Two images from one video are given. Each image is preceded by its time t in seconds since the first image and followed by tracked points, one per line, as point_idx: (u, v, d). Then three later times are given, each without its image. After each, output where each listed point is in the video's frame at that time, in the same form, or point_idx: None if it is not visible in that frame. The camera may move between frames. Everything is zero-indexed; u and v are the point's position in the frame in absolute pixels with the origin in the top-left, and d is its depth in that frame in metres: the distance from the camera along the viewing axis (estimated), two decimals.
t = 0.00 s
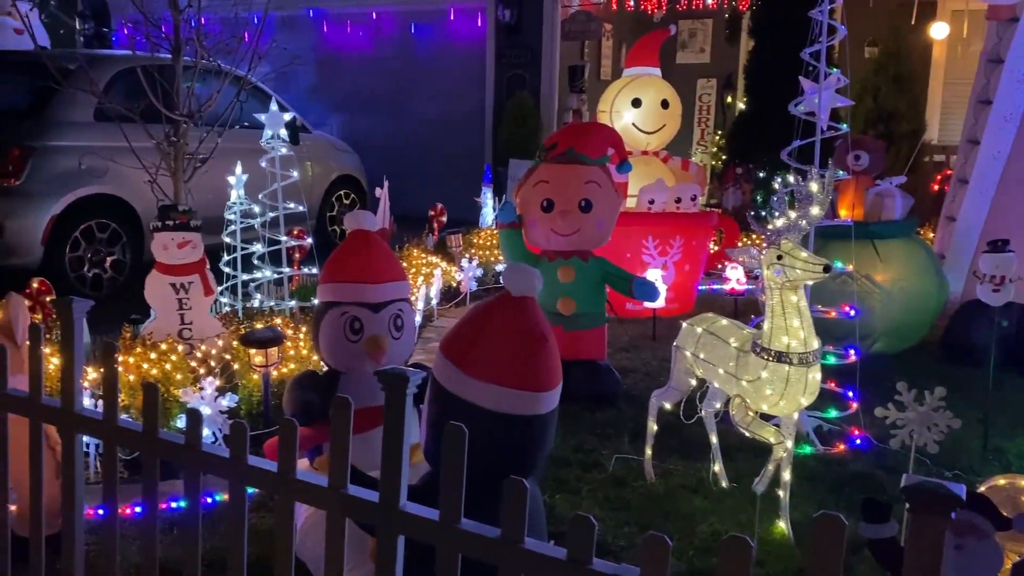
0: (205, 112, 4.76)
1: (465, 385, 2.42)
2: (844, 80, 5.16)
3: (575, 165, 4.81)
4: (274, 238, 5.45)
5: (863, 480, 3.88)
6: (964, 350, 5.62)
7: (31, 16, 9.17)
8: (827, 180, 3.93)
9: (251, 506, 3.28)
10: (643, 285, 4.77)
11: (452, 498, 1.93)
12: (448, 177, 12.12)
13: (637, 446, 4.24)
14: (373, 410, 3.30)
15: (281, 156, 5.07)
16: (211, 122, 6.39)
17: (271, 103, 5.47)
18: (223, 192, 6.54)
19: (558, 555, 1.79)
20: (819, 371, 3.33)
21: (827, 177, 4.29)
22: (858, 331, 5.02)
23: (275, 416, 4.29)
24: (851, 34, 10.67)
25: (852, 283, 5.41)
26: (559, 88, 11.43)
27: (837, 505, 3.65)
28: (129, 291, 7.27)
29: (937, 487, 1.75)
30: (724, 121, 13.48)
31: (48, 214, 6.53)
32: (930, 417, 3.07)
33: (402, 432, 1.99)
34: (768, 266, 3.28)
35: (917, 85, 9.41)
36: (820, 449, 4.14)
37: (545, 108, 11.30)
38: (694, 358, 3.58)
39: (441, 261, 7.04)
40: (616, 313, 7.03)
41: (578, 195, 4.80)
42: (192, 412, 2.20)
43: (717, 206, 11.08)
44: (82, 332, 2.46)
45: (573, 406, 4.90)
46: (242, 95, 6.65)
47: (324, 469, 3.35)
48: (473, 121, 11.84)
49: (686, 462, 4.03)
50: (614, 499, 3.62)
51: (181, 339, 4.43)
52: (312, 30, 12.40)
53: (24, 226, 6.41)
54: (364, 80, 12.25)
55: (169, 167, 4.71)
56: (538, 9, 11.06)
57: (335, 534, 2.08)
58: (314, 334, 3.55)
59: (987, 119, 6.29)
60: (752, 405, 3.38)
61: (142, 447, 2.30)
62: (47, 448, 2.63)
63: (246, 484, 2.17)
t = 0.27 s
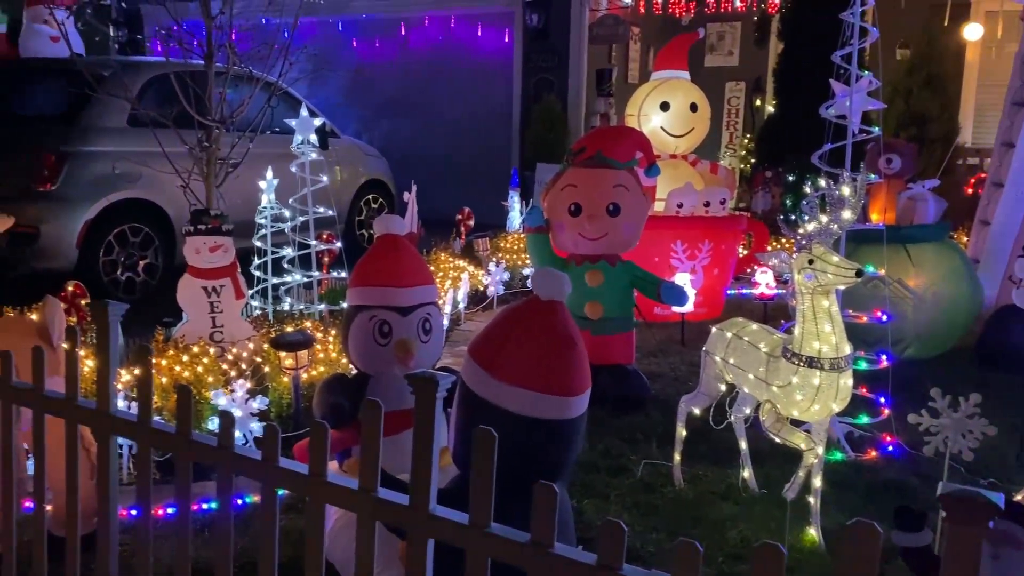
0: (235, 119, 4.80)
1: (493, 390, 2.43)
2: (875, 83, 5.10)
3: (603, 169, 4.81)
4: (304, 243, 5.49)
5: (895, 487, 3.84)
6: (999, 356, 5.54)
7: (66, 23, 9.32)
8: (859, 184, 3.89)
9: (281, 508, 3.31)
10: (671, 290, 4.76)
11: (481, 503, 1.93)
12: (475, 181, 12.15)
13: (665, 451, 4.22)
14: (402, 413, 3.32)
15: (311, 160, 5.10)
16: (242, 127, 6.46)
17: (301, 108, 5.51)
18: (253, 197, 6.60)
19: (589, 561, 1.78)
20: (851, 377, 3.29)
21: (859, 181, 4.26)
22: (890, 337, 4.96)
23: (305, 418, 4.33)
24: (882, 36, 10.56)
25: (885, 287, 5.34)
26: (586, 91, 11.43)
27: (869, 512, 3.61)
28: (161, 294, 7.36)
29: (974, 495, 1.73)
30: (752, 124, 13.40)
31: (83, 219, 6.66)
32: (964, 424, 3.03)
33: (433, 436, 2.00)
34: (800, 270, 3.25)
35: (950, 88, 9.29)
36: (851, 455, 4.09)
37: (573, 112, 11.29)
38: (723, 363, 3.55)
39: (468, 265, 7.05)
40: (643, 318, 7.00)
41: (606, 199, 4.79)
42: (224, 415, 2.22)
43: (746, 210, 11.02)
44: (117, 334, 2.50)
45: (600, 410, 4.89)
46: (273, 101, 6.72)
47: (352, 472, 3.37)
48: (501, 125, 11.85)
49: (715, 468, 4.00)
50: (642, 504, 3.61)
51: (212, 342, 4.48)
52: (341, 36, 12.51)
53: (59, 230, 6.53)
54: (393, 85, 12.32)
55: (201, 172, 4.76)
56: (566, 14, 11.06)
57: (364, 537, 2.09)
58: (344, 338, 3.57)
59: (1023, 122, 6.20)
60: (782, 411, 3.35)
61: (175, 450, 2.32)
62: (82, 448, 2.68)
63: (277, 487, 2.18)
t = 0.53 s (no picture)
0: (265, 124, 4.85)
1: (521, 394, 2.43)
2: (907, 86, 5.03)
3: (630, 173, 4.81)
4: (331, 247, 5.52)
5: (928, 496, 3.78)
6: None
7: (99, 31, 9.46)
8: (890, 189, 3.85)
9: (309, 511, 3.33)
10: (699, 295, 4.73)
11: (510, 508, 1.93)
12: (501, 185, 12.16)
13: (692, 457, 4.19)
14: (430, 417, 3.32)
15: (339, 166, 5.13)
16: (272, 133, 6.52)
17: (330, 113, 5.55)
18: (282, 202, 6.66)
19: (619, 566, 1.77)
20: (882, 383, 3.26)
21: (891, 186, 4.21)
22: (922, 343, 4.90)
23: (332, 422, 4.35)
24: (913, 38, 10.46)
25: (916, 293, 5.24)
26: (612, 95, 11.42)
27: (901, 521, 3.56)
28: (191, 298, 7.43)
29: (1013, 503, 1.70)
30: (780, 128, 13.32)
31: (115, 223, 6.74)
32: (999, 432, 2.99)
33: (462, 440, 2.00)
34: (829, 276, 3.22)
35: (982, 90, 9.18)
36: (882, 463, 4.04)
37: (599, 116, 11.28)
38: (752, 369, 3.53)
39: (493, 270, 7.06)
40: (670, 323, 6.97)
41: (633, 203, 4.78)
42: (255, 418, 2.24)
43: (773, 215, 10.95)
44: (150, 337, 2.53)
45: (627, 416, 4.87)
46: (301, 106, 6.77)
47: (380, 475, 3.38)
48: (527, 129, 11.85)
49: (743, 475, 3.97)
50: (669, 511, 3.59)
51: (241, 345, 4.52)
52: (368, 42, 12.60)
53: (91, 235, 6.63)
54: (419, 90, 12.38)
55: (232, 177, 4.81)
56: (592, 18, 11.05)
57: (394, 540, 2.09)
58: (371, 342, 3.59)
59: None
60: (812, 418, 3.32)
61: (208, 452, 2.34)
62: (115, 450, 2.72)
63: (307, 490, 2.19)
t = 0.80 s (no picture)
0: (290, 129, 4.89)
1: (544, 399, 2.43)
2: (933, 89, 4.99)
3: (653, 177, 4.80)
4: (354, 251, 5.54)
5: (955, 504, 3.74)
6: None
7: (125, 37, 9.56)
8: (916, 193, 3.81)
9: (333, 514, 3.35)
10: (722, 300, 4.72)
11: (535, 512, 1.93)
12: (523, 190, 12.17)
13: (716, 463, 4.17)
14: (454, 421, 3.33)
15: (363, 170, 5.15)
16: (296, 138, 6.57)
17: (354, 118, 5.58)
18: (306, 206, 6.70)
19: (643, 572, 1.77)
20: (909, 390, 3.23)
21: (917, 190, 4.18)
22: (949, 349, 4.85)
23: (355, 425, 4.37)
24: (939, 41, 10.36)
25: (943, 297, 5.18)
26: (634, 99, 11.42)
27: (928, 529, 3.52)
28: (215, 301, 7.50)
29: None
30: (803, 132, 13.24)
31: (141, 227, 6.82)
32: None
33: (487, 444, 2.01)
34: (855, 281, 3.19)
35: (1009, 93, 9.08)
36: (908, 470, 4.02)
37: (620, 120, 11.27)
38: (776, 375, 3.51)
39: (515, 274, 7.06)
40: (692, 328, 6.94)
41: (655, 208, 4.77)
42: (282, 421, 2.25)
43: (797, 220, 10.88)
44: (178, 341, 2.55)
45: (650, 421, 4.86)
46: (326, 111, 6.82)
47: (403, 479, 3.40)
48: (549, 133, 11.85)
49: (767, 481, 3.95)
50: (693, 517, 3.57)
51: (266, 348, 4.56)
52: (390, 48, 12.66)
53: (118, 238, 6.71)
54: (441, 95, 12.41)
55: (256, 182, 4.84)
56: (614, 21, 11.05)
57: (418, 544, 2.10)
58: (394, 346, 3.60)
59: None
60: (838, 424, 3.30)
61: (235, 455, 2.36)
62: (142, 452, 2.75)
63: (332, 492, 2.21)
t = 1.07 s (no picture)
0: (313, 135, 4.93)
1: (566, 404, 2.44)
2: (960, 92, 4.94)
3: (676, 182, 4.79)
4: (377, 255, 5.56)
5: (983, 511, 3.70)
6: None
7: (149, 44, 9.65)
8: (943, 197, 3.78)
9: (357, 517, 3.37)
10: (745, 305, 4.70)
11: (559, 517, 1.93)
12: (544, 194, 12.15)
13: (739, 469, 4.14)
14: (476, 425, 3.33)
15: (385, 175, 5.17)
16: (321, 143, 6.62)
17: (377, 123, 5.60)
18: (329, 210, 6.74)
19: None
20: (935, 396, 3.20)
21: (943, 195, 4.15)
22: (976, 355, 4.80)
23: (378, 429, 4.38)
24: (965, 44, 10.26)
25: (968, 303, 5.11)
26: (656, 103, 11.40)
27: (954, 536, 3.49)
28: (239, 305, 7.56)
29: None
30: (826, 135, 13.16)
31: (166, 231, 6.89)
32: None
33: (510, 449, 2.01)
34: (880, 286, 3.17)
35: None
36: (935, 478, 3.99)
37: (642, 124, 11.24)
38: (800, 380, 3.48)
39: (536, 278, 7.04)
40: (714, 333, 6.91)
41: (678, 212, 4.76)
42: (306, 424, 2.26)
43: (821, 223, 10.80)
44: (204, 344, 2.57)
45: (672, 426, 4.83)
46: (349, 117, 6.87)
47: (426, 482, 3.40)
48: (570, 137, 11.84)
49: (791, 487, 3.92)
50: (716, 523, 3.55)
51: (289, 351, 4.59)
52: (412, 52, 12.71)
53: (144, 242, 6.79)
54: (462, 100, 12.44)
55: (280, 187, 4.88)
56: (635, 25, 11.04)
57: (442, 548, 2.10)
58: (417, 349, 3.62)
59: None
60: (863, 430, 3.28)
61: (260, 458, 2.38)
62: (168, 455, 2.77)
63: (356, 495, 2.21)
